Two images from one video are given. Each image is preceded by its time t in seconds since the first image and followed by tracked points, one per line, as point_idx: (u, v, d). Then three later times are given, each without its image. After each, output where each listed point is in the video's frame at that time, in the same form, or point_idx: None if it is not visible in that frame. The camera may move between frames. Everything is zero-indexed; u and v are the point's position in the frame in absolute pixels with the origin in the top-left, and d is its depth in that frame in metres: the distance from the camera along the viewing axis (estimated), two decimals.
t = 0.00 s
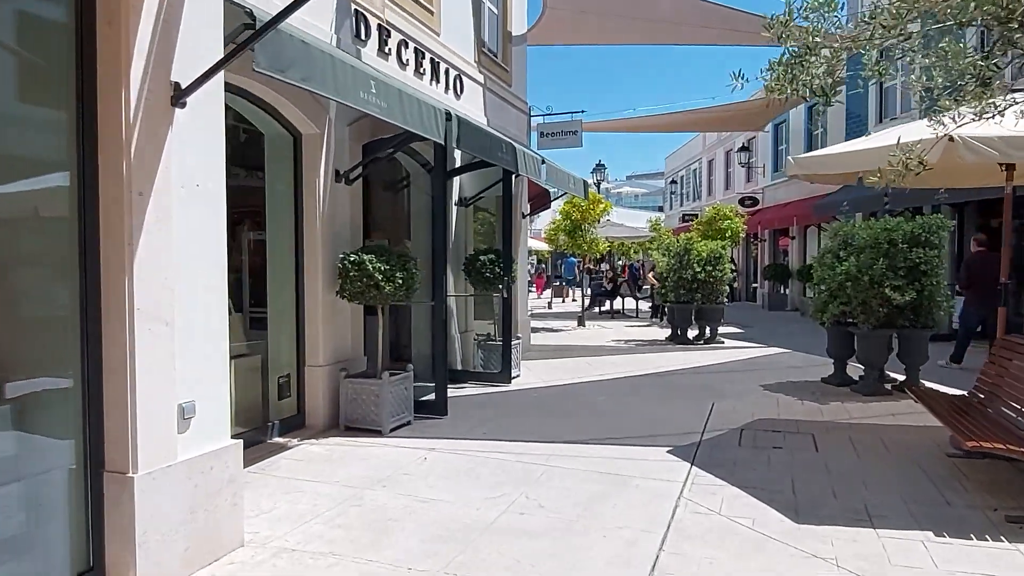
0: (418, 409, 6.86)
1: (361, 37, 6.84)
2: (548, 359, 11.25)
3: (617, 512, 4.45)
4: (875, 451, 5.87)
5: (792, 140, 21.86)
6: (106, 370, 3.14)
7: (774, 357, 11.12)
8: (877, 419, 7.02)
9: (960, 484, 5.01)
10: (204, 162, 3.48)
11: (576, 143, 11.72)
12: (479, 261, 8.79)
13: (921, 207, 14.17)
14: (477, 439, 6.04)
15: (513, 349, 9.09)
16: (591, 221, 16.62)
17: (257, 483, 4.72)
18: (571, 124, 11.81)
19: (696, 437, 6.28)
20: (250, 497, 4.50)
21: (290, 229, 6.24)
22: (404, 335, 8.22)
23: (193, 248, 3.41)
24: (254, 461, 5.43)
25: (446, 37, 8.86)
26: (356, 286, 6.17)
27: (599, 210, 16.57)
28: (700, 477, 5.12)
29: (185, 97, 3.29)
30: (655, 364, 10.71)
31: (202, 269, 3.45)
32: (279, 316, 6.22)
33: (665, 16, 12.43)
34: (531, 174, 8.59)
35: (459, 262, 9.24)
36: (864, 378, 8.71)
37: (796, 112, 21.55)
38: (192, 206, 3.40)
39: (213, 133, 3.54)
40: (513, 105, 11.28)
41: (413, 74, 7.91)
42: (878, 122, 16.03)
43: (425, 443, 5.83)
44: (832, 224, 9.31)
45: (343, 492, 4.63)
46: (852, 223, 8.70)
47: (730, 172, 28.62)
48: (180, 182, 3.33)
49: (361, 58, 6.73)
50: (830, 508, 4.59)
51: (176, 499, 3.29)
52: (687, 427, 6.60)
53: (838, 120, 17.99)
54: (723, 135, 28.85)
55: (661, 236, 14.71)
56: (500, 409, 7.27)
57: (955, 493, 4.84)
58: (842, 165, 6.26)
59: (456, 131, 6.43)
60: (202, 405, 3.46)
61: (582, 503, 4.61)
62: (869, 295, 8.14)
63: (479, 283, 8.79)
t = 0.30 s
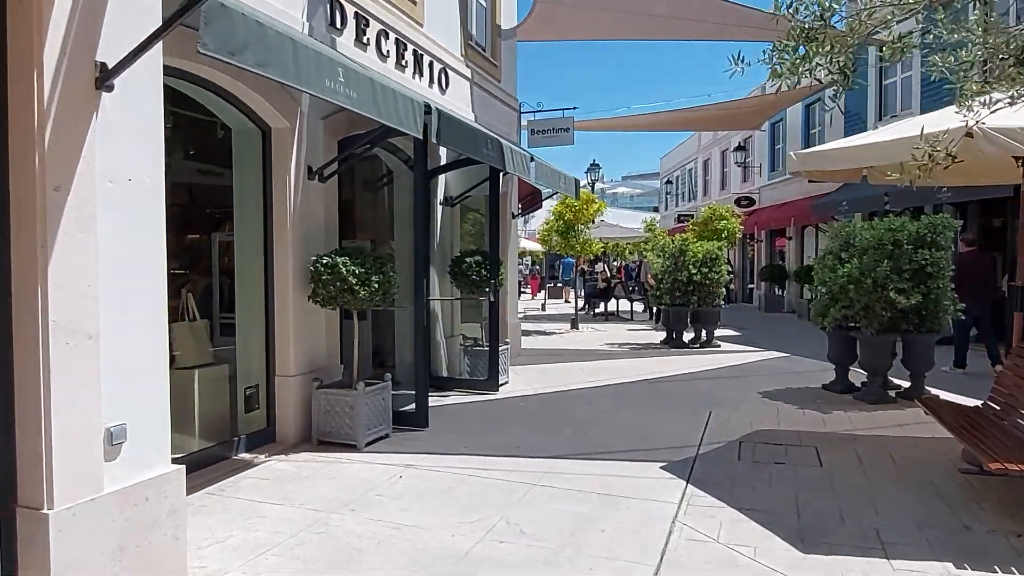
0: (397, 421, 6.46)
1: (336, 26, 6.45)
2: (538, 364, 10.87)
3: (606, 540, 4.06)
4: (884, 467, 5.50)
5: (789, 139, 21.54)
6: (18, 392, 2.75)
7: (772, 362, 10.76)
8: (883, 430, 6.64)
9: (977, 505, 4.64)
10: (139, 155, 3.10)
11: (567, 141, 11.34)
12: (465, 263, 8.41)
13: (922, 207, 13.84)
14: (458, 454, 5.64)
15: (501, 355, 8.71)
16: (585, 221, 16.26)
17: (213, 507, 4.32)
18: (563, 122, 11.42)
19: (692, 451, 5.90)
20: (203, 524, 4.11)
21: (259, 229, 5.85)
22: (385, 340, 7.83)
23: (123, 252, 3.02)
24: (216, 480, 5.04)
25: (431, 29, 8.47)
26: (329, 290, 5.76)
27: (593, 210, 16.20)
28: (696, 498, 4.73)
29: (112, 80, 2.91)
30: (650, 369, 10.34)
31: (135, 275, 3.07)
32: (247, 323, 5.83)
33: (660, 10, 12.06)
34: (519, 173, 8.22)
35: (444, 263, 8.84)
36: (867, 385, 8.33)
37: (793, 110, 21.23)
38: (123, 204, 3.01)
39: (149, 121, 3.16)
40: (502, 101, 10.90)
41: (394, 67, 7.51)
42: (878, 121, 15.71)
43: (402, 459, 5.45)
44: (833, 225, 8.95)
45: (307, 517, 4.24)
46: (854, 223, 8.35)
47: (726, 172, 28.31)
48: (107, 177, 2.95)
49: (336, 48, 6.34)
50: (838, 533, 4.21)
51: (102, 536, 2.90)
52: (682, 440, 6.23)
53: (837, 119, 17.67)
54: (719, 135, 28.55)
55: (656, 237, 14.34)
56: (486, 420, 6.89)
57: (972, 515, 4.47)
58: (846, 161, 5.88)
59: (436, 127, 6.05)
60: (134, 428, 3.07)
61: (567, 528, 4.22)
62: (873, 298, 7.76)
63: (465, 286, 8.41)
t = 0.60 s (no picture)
0: (372, 428, 6.09)
1: (307, 8, 6.07)
2: (528, 366, 10.50)
3: (588, 563, 3.69)
4: (889, 478, 5.14)
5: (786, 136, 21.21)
6: None
7: (770, 363, 10.40)
8: (887, 436, 6.28)
9: (992, 523, 4.28)
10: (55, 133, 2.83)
11: (558, 135, 10.98)
12: (448, 261, 8.05)
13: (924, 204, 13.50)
14: (435, 465, 5.27)
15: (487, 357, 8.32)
16: (577, 219, 15.88)
17: (159, 529, 3.94)
18: (554, 115, 11.06)
19: (684, 461, 5.53)
20: (145, 546, 3.74)
21: (222, 224, 5.48)
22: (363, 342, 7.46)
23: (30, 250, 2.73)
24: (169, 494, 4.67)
25: (413, 16, 8.08)
26: (298, 289, 5.37)
27: (586, 208, 15.83)
28: (689, 515, 4.36)
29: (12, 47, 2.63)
30: (643, 371, 9.98)
31: (45, 276, 2.78)
32: (209, 324, 5.47)
33: (655, 1, 11.69)
34: (506, 167, 7.84)
35: (427, 261, 8.46)
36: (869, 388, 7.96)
37: (790, 107, 20.90)
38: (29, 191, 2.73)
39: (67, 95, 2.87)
40: (490, 93, 10.52)
41: (373, 54, 7.12)
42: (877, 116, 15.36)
43: (373, 471, 5.07)
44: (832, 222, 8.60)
45: (261, 538, 3.87)
46: (855, 219, 7.99)
47: (722, 170, 27.97)
48: (9, 160, 2.66)
49: (307, 31, 5.96)
50: (842, 554, 3.84)
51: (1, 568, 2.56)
52: (675, 448, 5.86)
53: (835, 115, 17.34)
54: (716, 133, 28.21)
55: (650, 235, 13.98)
56: (468, 426, 6.52)
57: (987, 534, 4.10)
58: (851, 151, 5.51)
59: (412, 114, 5.68)
60: (46, 445, 2.78)
61: (546, 549, 3.84)
62: (876, 298, 7.39)
63: (449, 285, 8.03)
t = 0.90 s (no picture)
0: (343, 443, 5.68)
1: None
2: (516, 372, 10.11)
3: None
4: (896, 499, 4.76)
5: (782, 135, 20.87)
6: None
7: (766, 370, 10.03)
8: (893, 451, 5.90)
9: (1012, 553, 3.90)
10: None
11: (548, 133, 10.61)
12: (430, 264, 7.67)
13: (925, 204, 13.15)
14: (406, 486, 4.87)
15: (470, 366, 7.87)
16: (569, 220, 15.49)
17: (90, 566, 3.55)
18: (543, 112, 10.68)
19: (675, 479, 5.15)
20: None
21: (177, 225, 5.08)
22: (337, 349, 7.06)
23: None
24: (112, 521, 4.27)
25: (393, 6, 7.68)
26: (258, 295, 4.96)
27: (578, 208, 15.44)
28: (680, 544, 3.97)
29: None
30: (635, 377, 9.59)
31: None
32: (164, 332, 5.10)
33: None
34: (490, 164, 7.46)
35: (407, 263, 8.05)
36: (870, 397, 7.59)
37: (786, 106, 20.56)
38: None
39: None
40: (477, 89, 10.13)
41: (348, 44, 6.72)
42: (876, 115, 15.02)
43: (338, 494, 4.67)
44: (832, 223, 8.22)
45: None
46: (855, 220, 7.61)
47: (718, 170, 27.61)
48: None
49: (272, 19, 5.56)
50: None
51: None
52: (666, 465, 5.49)
53: (832, 113, 17.00)
54: (712, 132, 27.85)
55: (644, 235, 13.59)
56: (447, 440, 6.12)
57: (1007, 567, 3.73)
58: (856, 147, 5.11)
59: (384, 107, 5.30)
60: None
61: None
62: (878, 303, 7.01)
63: (431, 290, 7.65)
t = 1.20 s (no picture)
0: (310, 454, 5.27)
1: None
2: (503, 375, 9.71)
3: None
4: (907, 515, 4.38)
5: (779, 132, 20.52)
6: None
7: (764, 372, 9.66)
8: (900, 460, 5.52)
9: None
10: None
11: (537, 126, 10.21)
12: (410, 262, 7.27)
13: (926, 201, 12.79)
14: (375, 502, 4.47)
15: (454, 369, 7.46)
16: (561, 218, 15.11)
17: None
18: (532, 104, 10.29)
19: (669, 494, 4.76)
20: None
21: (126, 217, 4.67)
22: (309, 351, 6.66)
23: None
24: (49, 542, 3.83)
25: None
26: (214, 295, 4.54)
27: (571, 205, 15.05)
28: (672, 569, 3.58)
29: None
30: (627, 380, 9.20)
31: None
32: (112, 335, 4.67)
33: None
34: (473, 157, 7.06)
35: (387, 261, 7.63)
36: (874, 402, 7.20)
37: (783, 102, 20.21)
38: None
39: None
40: (463, 80, 9.72)
41: (321, 27, 6.31)
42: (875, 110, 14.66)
43: (299, 512, 4.27)
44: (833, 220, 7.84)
45: None
46: (858, 216, 7.24)
47: (714, 168, 27.24)
48: None
49: None
50: None
51: None
52: (658, 477, 5.10)
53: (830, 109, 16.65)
54: (707, 130, 27.49)
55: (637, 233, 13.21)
56: (425, 450, 5.72)
57: None
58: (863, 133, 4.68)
59: (352, 90, 4.89)
60: None
61: None
62: (883, 302, 6.62)
63: (411, 289, 7.27)
